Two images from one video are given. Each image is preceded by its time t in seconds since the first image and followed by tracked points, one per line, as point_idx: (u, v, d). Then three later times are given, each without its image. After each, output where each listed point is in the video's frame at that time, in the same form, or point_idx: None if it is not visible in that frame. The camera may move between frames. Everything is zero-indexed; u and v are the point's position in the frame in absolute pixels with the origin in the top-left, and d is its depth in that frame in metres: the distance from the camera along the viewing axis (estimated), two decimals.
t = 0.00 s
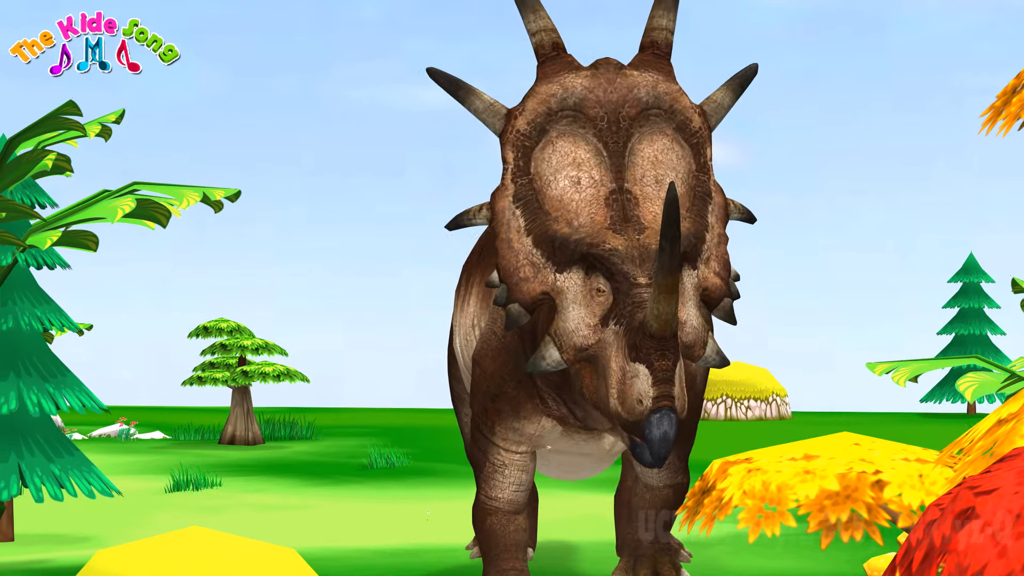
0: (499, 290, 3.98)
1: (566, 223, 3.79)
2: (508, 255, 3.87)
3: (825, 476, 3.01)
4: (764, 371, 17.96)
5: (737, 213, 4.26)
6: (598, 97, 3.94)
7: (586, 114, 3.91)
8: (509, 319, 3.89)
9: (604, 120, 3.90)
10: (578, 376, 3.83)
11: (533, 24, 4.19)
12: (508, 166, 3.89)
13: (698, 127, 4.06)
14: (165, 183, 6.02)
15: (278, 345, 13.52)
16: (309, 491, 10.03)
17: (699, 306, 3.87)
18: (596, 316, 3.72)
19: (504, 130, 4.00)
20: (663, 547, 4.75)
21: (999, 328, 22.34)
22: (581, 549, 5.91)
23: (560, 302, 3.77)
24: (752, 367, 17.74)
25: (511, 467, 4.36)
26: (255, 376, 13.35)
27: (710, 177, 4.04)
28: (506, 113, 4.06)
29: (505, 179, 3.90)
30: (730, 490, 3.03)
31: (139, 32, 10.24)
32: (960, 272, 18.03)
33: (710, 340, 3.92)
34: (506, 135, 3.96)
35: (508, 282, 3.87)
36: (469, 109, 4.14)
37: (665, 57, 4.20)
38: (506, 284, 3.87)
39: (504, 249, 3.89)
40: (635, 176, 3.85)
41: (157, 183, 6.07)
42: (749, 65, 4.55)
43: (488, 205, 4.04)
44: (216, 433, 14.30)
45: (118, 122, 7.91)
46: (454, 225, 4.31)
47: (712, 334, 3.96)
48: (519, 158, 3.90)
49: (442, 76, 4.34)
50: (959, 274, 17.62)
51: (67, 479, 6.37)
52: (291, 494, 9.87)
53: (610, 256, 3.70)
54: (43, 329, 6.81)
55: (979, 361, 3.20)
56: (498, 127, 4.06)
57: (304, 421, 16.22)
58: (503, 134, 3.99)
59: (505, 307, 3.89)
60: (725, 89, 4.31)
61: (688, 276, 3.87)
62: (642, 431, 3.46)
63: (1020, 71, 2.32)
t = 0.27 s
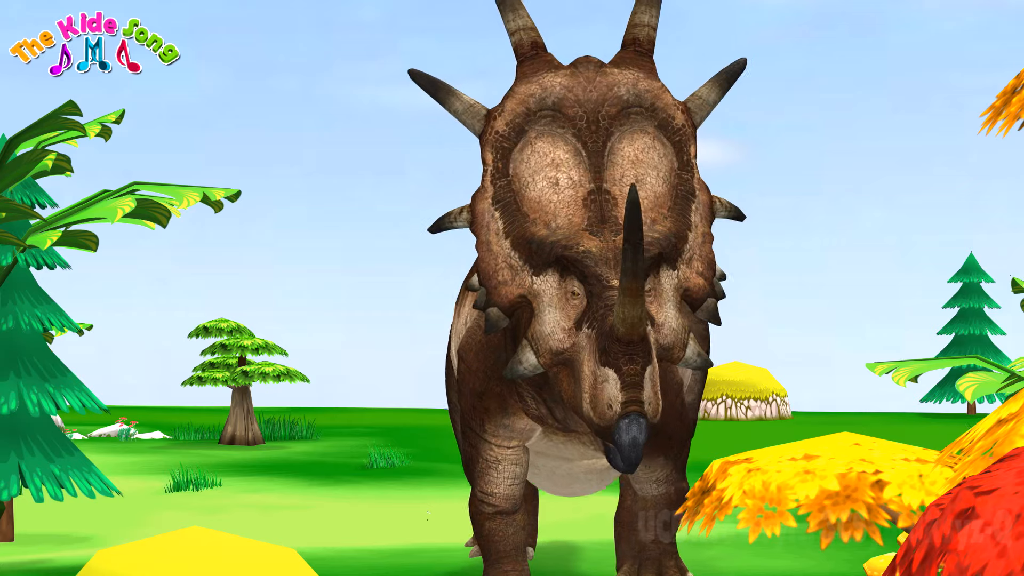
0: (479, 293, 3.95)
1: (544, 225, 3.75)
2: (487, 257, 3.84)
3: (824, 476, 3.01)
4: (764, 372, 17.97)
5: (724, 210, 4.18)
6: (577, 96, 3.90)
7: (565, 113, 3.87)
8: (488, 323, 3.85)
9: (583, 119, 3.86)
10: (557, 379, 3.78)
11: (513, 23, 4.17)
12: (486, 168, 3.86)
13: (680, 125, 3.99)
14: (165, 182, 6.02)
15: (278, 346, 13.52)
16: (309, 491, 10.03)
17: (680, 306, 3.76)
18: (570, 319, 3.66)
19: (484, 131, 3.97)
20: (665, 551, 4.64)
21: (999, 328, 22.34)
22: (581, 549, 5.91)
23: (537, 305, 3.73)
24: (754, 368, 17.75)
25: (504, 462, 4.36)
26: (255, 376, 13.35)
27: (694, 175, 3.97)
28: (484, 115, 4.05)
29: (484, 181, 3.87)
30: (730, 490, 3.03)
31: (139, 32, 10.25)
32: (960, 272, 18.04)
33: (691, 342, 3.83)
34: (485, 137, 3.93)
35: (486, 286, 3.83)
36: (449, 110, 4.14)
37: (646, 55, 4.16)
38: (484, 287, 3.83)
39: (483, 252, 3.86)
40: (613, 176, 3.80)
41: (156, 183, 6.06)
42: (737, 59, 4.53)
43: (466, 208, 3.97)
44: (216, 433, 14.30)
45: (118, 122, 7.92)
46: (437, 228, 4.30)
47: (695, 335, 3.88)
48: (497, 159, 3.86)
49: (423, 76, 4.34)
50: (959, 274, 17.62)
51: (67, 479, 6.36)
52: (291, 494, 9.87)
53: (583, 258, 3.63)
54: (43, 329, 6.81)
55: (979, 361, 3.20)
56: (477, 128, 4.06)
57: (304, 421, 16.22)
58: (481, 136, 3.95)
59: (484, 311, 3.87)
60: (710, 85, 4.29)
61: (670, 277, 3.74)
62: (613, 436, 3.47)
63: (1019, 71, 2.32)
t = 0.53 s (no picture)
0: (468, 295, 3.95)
1: (531, 224, 3.75)
2: (475, 258, 3.84)
3: (824, 476, 3.00)
4: (764, 372, 17.97)
5: (718, 214, 4.13)
6: (566, 97, 3.91)
7: (554, 113, 3.88)
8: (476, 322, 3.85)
9: (572, 118, 3.87)
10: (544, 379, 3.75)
11: (502, 25, 4.19)
12: (475, 169, 3.88)
13: (671, 126, 3.98)
14: (165, 183, 6.02)
15: (278, 346, 13.51)
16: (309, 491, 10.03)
17: (668, 304, 3.73)
18: (554, 314, 3.65)
19: (474, 133, 4.00)
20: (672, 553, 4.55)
21: (999, 328, 22.35)
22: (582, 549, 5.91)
23: (523, 304, 3.72)
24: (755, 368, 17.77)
25: (506, 476, 4.33)
26: (255, 376, 13.35)
27: (686, 177, 3.94)
28: (473, 117, 4.07)
29: (473, 182, 3.90)
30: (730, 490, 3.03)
31: (139, 32, 10.25)
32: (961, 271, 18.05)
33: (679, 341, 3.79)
34: (475, 138, 3.96)
35: (474, 287, 3.84)
36: (439, 113, 4.16)
37: (636, 56, 4.15)
38: (471, 288, 3.83)
39: (472, 253, 3.86)
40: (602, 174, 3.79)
41: (156, 183, 6.06)
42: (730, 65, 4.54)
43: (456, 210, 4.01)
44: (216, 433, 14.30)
45: (118, 122, 7.92)
46: (426, 228, 4.29)
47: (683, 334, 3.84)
48: (486, 160, 3.89)
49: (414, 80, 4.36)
50: (959, 274, 17.63)
51: (67, 479, 6.36)
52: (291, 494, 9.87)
53: (568, 251, 3.62)
54: (43, 329, 6.81)
55: (979, 361, 3.20)
56: (466, 131, 4.07)
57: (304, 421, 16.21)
58: (471, 138, 3.98)
59: (472, 312, 3.87)
60: (703, 88, 4.29)
61: (656, 274, 3.73)
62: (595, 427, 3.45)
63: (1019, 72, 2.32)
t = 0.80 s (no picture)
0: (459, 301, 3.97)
1: (520, 229, 3.75)
2: (465, 264, 3.86)
3: (824, 476, 3.00)
4: (764, 372, 17.97)
5: (713, 216, 4.11)
6: (555, 100, 3.89)
7: (543, 117, 3.87)
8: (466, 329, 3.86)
9: (561, 122, 3.85)
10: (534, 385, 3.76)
11: (492, 28, 4.19)
12: (464, 175, 3.90)
13: (663, 127, 3.95)
14: (165, 183, 6.02)
15: (278, 346, 13.51)
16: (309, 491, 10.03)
17: (658, 309, 3.72)
18: (541, 322, 3.65)
19: (464, 138, 4.01)
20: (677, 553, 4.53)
21: (999, 328, 22.35)
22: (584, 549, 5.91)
23: (510, 310, 3.72)
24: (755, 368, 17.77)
25: (507, 480, 4.33)
26: (255, 376, 13.35)
27: (679, 178, 3.92)
28: (463, 122, 4.07)
29: (463, 188, 3.91)
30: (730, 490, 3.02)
31: (139, 32, 10.25)
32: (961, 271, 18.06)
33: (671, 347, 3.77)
34: (465, 144, 3.98)
35: (463, 293, 3.85)
36: (428, 118, 4.17)
37: (627, 57, 4.14)
38: (461, 294, 3.85)
39: (463, 259, 3.88)
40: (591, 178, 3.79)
41: (156, 183, 6.06)
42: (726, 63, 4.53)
43: (447, 216, 4.04)
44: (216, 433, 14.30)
45: (118, 122, 7.93)
46: (418, 237, 4.34)
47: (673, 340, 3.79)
48: (476, 166, 3.91)
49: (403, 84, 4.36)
50: (959, 274, 17.62)
51: (67, 479, 6.36)
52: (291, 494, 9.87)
53: (552, 258, 3.58)
54: (43, 329, 6.81)
55: (979, 361, 3.19)
56: (455, 135, 4.09)
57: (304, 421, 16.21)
58: (461, 143, 4.00)
59: (461, 318, 3.88)
60: (696, 89, 4.29)
61: (645, 279, 3.72)
62: (579, 436, 3.48)
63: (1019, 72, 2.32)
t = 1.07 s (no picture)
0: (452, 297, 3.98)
1: (516, 230, 3.76)
2: (460, 261, 3.87)
3: (825, 476, 3.00)
4: (764, 372, 17.97)
5: (715, 222, 4.11)
6: (560, 98, 3.88)
7: (546, 115, 3.86)
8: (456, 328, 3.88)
9: (565, 121, 3.84)
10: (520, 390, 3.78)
11: (501, 20, 4.19)
12: (464, 169, 3.90)
13: (668, 132, 3.94)
14: (165, 183, 6.02)
15: (278, 345, 13.51)
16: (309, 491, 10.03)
17: (649, 321, 3.73)
18: (530, 329, 3.65)
19: (466, 131, 4.02)
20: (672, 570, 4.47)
21: (999, 328, 22.36)
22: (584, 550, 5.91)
23: (501, 313, 3.73)
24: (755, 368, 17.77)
25: (505, 475, 4.32)
26: (254, 376, 13.35)
27: (681, 186, 3.91)
28: (467, 113, 4.08)
29: (462, 182, 3.92)
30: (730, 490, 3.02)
31: (139, 32, 10.25)
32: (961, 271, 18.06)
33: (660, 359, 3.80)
34: (467, 137, 3.98)
35: (457, 291, 3.87)
36: (433, 108, 4.17)
37: (637, 58, 4.13)
38: (454, 292, 3.86)
39: (458, 255, 3.89)
40: (591, 182, 3.78)
41: (156, 183, 6.06)
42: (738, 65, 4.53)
43: (445, 209, 4.04)
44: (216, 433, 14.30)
45: (118, 122, 7.93)
46: (416, 226, 4.34)
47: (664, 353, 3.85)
48: (476, 161, 3.91)
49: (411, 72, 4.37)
50: (959, 274, 17.63)
51: (67, 479, 6.36)
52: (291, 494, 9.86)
53: (543, 266, 3.59)
54: (43, 329, 6.81)
55: (979, 360, 3.20)
56: (458, 127, 4.09)
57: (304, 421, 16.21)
58: (464, 135, 4.01)
59: (453, 316, 3.90)
60: (706, 92, 4.29)
61: (638, 290, 3.72)
62: (556, 453, 3.48)
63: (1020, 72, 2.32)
